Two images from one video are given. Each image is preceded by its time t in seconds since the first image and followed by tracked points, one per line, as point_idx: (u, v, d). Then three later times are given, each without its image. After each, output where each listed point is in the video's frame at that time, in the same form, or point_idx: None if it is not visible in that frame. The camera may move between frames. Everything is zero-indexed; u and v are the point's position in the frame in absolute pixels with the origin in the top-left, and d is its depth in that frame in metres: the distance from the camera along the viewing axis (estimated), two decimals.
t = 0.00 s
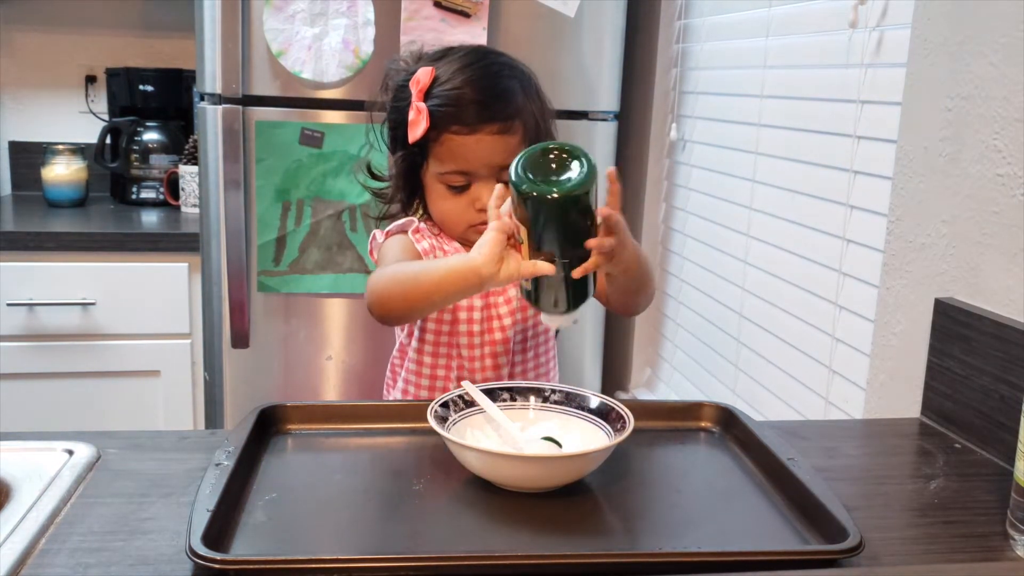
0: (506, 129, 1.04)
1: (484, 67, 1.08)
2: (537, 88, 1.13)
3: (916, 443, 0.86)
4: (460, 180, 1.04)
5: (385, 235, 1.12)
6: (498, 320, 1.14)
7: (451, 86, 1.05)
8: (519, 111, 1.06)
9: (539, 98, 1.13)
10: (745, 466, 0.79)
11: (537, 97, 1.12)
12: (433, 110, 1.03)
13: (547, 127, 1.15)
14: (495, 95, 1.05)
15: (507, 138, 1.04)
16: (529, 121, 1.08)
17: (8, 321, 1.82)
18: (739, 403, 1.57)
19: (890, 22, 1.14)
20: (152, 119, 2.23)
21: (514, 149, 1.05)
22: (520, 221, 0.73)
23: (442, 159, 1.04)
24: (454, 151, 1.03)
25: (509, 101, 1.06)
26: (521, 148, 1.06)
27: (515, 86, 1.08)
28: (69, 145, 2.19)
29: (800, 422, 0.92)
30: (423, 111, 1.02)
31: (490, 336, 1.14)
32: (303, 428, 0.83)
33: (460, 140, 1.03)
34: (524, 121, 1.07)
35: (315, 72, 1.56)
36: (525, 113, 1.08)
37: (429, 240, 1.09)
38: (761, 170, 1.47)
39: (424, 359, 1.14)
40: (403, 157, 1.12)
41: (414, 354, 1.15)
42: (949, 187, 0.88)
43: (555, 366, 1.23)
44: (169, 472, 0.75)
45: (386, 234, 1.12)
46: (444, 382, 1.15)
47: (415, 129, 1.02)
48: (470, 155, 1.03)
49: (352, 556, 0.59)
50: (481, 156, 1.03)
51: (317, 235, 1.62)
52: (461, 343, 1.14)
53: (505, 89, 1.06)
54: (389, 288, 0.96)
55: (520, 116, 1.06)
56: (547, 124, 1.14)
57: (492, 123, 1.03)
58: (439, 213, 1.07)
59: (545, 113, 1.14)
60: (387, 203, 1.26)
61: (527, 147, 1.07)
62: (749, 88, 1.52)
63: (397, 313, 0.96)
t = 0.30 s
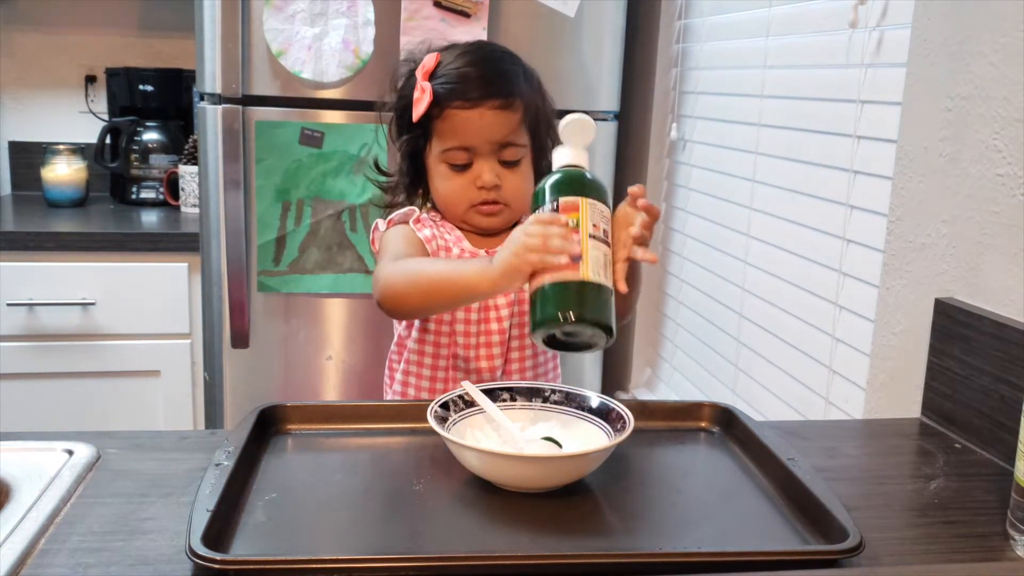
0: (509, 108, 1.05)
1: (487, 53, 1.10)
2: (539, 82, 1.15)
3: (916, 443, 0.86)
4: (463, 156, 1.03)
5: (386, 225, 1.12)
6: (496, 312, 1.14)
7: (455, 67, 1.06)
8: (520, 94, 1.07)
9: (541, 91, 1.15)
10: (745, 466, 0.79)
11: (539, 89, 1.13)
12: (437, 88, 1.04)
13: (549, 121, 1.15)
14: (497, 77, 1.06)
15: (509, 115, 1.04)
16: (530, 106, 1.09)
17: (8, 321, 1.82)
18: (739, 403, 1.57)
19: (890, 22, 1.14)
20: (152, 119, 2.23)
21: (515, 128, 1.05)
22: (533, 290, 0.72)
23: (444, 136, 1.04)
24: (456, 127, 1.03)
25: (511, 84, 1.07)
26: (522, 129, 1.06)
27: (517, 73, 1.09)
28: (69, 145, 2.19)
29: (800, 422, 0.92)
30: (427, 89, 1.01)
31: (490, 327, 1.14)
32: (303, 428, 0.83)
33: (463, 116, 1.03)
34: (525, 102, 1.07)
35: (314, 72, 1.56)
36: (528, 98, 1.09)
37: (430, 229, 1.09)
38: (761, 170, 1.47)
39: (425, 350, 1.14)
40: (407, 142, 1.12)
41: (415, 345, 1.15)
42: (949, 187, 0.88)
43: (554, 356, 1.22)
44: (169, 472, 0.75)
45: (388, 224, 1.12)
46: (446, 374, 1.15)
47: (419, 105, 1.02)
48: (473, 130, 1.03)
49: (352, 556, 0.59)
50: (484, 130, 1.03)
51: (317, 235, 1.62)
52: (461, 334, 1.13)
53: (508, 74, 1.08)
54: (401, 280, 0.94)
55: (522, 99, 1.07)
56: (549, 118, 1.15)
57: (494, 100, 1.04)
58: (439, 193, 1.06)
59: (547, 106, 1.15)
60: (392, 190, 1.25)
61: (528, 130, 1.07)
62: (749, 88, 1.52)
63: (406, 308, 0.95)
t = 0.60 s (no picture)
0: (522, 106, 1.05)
1: (499, 49, 1.10)
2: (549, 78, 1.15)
3: (916, 443, 0.86)
4: (474, 154, 1.03)
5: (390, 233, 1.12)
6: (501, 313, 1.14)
7: (469, 63, 1.06)
8: (533, 91, 1.07)
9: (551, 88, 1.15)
10: (744, 466, 0.79)
11: (549, 86, 1.13)
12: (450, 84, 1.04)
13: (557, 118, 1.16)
14: (511, 73, 1.06)
15: (522, 113, 1.04)
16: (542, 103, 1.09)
17: (8, 321, 1.82)
18: (739, 403, 1.57)
19: (890, 22, 1.14)
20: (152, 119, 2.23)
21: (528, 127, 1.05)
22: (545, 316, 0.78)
23: (456, 133, 1.04)
24: (469, 124, 1.03)
25: (524, 81, 1.07)
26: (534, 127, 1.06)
27: (530, 69, 1.09)
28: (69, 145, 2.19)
29: (801, 422, 0.92)
30: (441, 86, 1.02)
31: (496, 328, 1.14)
32: (303, 428, 0.83)
33: (476, 113, 1.03)
34: (537, 100, 1.07)
35: (315, 72, 1.56)
36: (540, 96, 1.09)
37: (431, 235, 1.09)
38: (761, 170, 1.47)
39: (431, 352, 1.14)
40: (416, 135, 1.12)
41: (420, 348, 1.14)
42: (949, 187, 0.88)
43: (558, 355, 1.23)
44: (169, 473, 0.75)
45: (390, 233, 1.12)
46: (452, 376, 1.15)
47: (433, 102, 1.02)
48: (485, 128, 1.03)
49: (352, 556, 0.59)
50: (497, 129, 1.03)
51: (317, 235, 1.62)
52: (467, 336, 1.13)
53: (521, 71, 1.08)
54: (411, 304, 0.94)
55: (534, 96, 1.07)
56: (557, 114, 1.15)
57: (507, 98, 1.04)
58: (448, 191, 1.06)
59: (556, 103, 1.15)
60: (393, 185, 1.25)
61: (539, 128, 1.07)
62: (749, 88, 1.52)
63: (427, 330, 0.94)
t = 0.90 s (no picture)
0: (536, 116, 1.05)
1: (512, 55, 1.09)
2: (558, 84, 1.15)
3: (916, 443, 0.86)
4: (485, 164, 1.03)
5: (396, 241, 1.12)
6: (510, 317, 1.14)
7: (481, 71, 1.05)
8: (546, 100, 1.07)
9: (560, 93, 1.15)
10: (744, 466, 0.79)
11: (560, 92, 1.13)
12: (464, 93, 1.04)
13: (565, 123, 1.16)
14: (524, 82, 1.06)
15: (536, 125, 1.04)
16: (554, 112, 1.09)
17: (8, 321, 1.82)
18: (739, 403, 1.57)
19: (890, 22, 1.14)
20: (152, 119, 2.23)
21: (540, 137, 1.05)
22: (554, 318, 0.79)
23: (468, 143, 1.03)
24: (482, 134, 1.03)
25: (537, 90, 1.07)
26: (546, 137, 1.06)
27: (541, 77, 1.09)
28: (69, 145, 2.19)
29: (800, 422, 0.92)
30: (455, 92, 1.01)
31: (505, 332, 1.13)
32: (303, 428, 0.83)
33: (489, 123, 1.03)
34: (550, 109, 1.07)
35: (315, 72, 1.56)
36: (552, 104, 1.09)
37: (438, 243, 1.10)
38: (762, 170, 1.47)
39: (439, 359, 1.13)
40: (425, 141, 1.11)
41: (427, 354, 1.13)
42: (949, 187, 0.88)
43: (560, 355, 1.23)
44: (169, 472, 0.75)
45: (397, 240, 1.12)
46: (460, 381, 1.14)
47: (445, 111, 1.02)
48: (498, 139, 1.02)
49: (353, 556, 0.59)
50: (510, 140, 1.02)
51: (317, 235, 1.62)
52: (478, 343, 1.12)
53: (534, 80, 1.07)
54: (429, 314, 0.92)
55: (547, 106, 1.07)
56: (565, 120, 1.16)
57: (521, 108, 1.04)
58: (458, 198, 1.06)
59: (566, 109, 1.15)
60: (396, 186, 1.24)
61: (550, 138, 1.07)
62: (749, 88, 1.52)
63: (439, 339, 0.93)
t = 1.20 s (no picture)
0: (552, 122, 1.04)
1: (524, 60, 1.07)
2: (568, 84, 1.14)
3: (916, 443, 0.86)
4: (504, 172, 1.02)
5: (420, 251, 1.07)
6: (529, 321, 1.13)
7: (496, 78, 1.04)
8: (559, 105, 1.06)
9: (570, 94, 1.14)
10: (743, 466, 0.79)
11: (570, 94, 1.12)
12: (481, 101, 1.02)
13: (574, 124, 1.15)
14: (539, 88, 1.05)
15: (553, 131, 1.03)
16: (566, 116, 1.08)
17: (8, 321, 1.81)
18: (739, 404, 1.57)
19: (890, 23, 1.14)
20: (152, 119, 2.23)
21: (556, 143, 1.04)
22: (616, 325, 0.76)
23: (487, 152, 1.02)
24: (501, 143, 1.02)
25: (551, 96, 1.06)
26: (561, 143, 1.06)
27: (554, 81, 1.08)
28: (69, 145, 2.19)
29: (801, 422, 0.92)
30: (472, 103, 1.00)
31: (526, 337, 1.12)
32: (303, 428, 0.83)
33: (508, 132, 1.01)
34: (563, 115, 1.07)
35: (314, 72, 1.56)
36: (564, 108, 1.08)
37: (464, 253, 1.07)
38: (762, 170, 1.47)
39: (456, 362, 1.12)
40: (438, 150, 1.09)
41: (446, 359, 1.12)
42: (948, 187, 0.88)
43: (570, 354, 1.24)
44: (169, 472, 0.75)
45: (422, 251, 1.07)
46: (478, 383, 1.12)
47: (466, 121, 1.00)
48: (517, 148, 1.01)
49: (353, 556, 0.59)
50: (530, 148, 1.02)
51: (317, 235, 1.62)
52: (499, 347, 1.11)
53: (547, 84, 1.06)
54: (480, 327, 0.87)
55: (561, 111, 1.06)
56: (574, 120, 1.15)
57: (538, 115, 1.03)
58: (477, 206, 1.06)
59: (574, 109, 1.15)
60: (406, 189, 1.23)
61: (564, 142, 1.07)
62: (749, 89, 1.52)
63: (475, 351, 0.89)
